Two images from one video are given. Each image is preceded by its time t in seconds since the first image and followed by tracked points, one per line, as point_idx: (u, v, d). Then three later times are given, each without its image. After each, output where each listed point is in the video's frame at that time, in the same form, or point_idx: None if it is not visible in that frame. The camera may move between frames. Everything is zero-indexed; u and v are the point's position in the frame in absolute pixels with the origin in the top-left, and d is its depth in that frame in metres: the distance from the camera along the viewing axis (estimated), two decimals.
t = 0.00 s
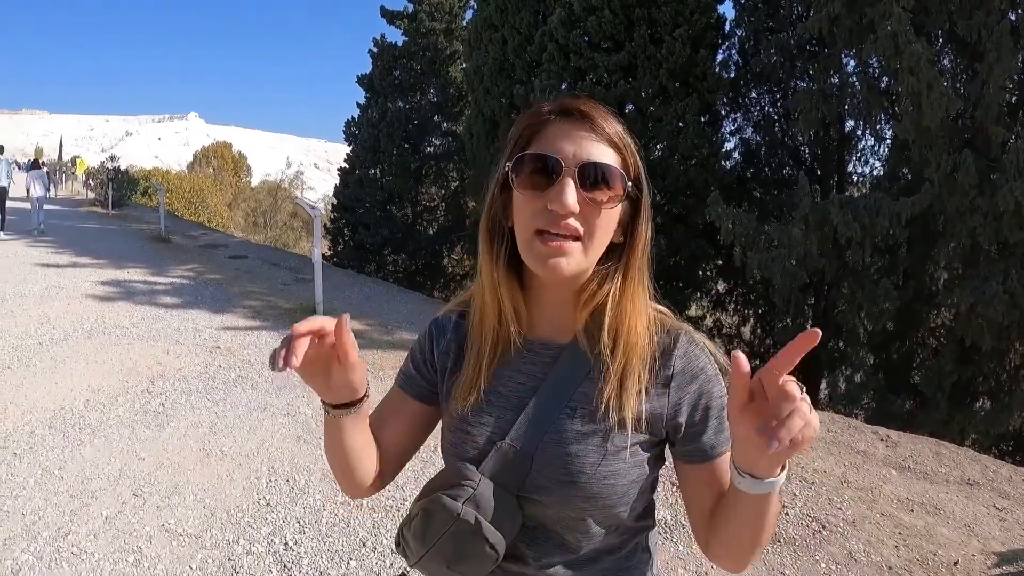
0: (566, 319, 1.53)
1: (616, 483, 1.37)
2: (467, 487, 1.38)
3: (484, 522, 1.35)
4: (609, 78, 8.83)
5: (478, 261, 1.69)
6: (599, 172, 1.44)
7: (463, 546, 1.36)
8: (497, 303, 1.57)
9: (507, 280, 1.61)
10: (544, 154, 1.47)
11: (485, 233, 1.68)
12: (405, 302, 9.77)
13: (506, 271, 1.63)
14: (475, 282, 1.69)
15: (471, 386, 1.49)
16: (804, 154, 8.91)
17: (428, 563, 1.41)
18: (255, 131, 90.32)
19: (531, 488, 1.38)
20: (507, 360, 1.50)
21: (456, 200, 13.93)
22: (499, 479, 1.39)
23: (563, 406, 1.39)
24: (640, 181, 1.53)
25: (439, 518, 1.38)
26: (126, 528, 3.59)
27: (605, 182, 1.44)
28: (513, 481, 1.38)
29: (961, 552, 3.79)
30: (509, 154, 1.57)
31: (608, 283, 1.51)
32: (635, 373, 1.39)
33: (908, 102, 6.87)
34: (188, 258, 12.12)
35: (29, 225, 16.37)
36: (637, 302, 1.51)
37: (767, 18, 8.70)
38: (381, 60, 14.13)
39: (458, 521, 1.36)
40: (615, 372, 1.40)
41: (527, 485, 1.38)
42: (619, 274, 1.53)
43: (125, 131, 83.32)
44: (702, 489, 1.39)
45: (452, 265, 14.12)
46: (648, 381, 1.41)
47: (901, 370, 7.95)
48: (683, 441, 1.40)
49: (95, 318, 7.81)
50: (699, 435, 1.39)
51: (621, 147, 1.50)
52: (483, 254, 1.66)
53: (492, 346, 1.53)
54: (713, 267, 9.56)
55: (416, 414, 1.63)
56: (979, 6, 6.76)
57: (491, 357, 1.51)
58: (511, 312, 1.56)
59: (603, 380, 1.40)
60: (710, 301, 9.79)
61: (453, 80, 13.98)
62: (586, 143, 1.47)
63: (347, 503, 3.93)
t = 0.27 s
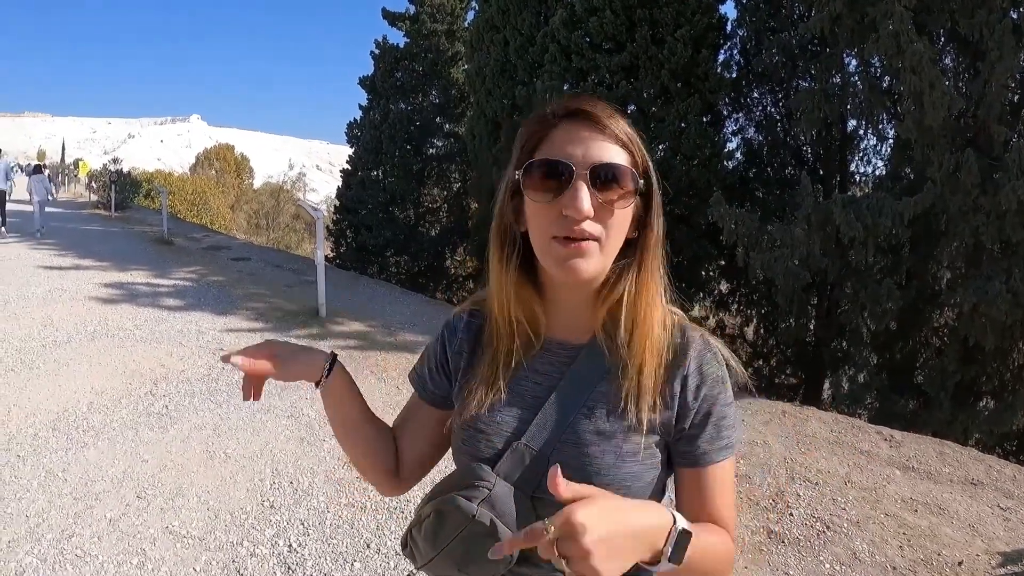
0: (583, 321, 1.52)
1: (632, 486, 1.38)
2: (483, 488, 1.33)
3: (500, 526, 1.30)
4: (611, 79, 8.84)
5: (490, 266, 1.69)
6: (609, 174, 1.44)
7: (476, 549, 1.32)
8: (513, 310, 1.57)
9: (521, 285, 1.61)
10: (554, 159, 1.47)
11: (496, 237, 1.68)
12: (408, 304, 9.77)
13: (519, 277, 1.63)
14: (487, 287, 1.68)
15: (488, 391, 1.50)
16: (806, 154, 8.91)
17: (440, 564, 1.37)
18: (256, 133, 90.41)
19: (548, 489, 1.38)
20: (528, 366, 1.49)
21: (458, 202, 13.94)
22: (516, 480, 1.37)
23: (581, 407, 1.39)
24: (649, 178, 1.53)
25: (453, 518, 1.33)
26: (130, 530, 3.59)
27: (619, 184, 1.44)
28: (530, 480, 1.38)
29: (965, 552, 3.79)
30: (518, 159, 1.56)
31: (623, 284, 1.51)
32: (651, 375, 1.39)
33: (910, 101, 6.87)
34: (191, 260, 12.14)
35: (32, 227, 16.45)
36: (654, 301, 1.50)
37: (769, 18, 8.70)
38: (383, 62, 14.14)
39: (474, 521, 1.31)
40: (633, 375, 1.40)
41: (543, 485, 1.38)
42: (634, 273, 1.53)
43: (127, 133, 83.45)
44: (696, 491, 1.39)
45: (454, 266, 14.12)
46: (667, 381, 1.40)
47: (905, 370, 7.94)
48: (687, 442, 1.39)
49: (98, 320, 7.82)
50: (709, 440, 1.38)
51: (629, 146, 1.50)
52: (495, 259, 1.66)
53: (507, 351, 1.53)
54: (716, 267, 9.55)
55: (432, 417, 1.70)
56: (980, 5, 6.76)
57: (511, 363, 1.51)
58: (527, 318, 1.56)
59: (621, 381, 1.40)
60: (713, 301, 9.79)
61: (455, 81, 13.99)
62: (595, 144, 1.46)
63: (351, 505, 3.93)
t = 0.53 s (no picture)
0: (580, 321, 1.50)
1: (614, 494, 1.34)
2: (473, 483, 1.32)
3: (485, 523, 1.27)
4: (611, 78, 8.83)
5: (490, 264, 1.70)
6: (614, 177, 1.43)
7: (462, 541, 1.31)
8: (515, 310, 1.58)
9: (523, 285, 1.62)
10: (559, 159, 1.46)
11: (497, 236, 1.68)
12: (408, 303, 9.77)
13: (521, 276, 1.64)
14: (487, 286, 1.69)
15: (489, 392, 1.53)
16: (806, 152, 8.91)
17: (428, 552, 1.37)
18: (256, 132, 90.41)
19: (533, 490, 1.38)
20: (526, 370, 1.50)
21: (458, 201, 13.94)
22: (501, 479, 1.39)
23: (566, 411, 1.38)
24: (656, 179, 1.50)
25: (439, 510, 1.30)
26: (130, 530, 3.59)
27: (626, 187, 1.43)
28: (514, 481, 1.38)
29: (965, 550, 3.78)
30: (520, 158, 1.55)
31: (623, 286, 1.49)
32: (645, 380, 1.36)
33: (910, 100, 6.87)
34: (191, 260, 12.13)
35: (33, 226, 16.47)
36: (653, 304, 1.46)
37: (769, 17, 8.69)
38: (383, 61, 14.13)
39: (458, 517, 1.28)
40: (625, 383, 1.36)
41: (528, 487, 1.38)
42: (635, 275, 1.49)
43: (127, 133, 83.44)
44: (674, 502, 1.33)
45: (454, 265, 14.11)
46: (658, 390, 1.35)
47: (905, 368, 7.94)
48: (670, 450, 1.34)
49: (99, 320, 7.82)
50: (697, 448, 1.31)
51: (637, 147, 1.48)
52: (497, 258, 1.66)
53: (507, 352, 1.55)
54: (715, 266, 9.55)
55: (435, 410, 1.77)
56: (980, 3, 6.75)
57: (510, 364, 1.53)
58: (527, 318, 1.56)
59: (613, 385, 1.38)
60: (713, 300, 9.78)
61: (455, 80, 13.98)
62: (602, 145, 1.45)
63: (352, 505, 3.93)
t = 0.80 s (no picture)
0: (579, 323, 1.50)
1: (612, 497, 1.34)
2: (466, 482, 1.39)
3: (480, 521, 1.35)
4: (611, 79, 8.84)
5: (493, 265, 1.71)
6: (612, 177, 1.43)
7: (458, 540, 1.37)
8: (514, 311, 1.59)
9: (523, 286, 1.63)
10: (558, 159, 1.47)
11: (499, 236, 1.69)
12: (409, 305, 9.77)
13: (521, 276, 1.65)
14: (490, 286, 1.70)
15: (486, 392, 1.54)
16: (807, 154, 8.91)
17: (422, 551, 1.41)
18: (256, 134, 90.51)
19: (532, 490, 1.39)
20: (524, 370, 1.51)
21: (458, 202, 13.94)
22: (500, 479, 1.39)
23: (565, 412, 1.38)
24: (657, 182, 1.49)
25: (435, 510, 1.37)
26: (131, 531, 3.59)
27: (623, 188, 1.43)
28: (513, 481, 1.39)
29: (966, 551, 3.78)
30: (520, 158, 1.56)
31: (623, 288, 1.48)
32: (643, 385, 1.35)
33: (910, 100, 6.87)
34: (192, 261, 12.14)
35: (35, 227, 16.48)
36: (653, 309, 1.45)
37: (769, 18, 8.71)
38: (383, 63, 14.15)
39: (455, 515, 1.35)
40: (622, 388, 1.36)
41: (527, 487, 1.38)
42: (637, 279, 1.48)
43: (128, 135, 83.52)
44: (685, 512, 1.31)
45: (455, 267, 14.11)
46: (655, 396, 1.35)
47: (906, 369, 7.93)
48: (673, 458, 1.32)
49: (99, 322, 7.83)
50: (698, 456, 1.30)
51: (638, 148, 1.47)
52: (498, 258, 1.68)
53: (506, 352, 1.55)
54: (716, 268, 9.55)
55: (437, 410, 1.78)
56: (980, 4, 6.76)
57: (509, 365, 1.54)
58: (526, 319, 1.57)
59: (611, 389, 1.38)
60: (713, 302, 9.78)
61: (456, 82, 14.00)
62: (600, 145, 1.45)
63: (353, 506, 3.93)
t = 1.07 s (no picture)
0: (580, 324, 1.50)
1: (620, 499, 1.34)
2: (471, 490, 1.41)
3: (484, 529, 1.38)
4: (609, 81, 8.85)
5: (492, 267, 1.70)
6: (610, 177, 1.43)
7: (463, 547, 1.40)
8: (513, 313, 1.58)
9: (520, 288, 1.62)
10: (555, 160, 1.47)
11: (498, 238, 1.69)
12: (409, 309, 9.77)
13: (520, 278, 1.65)
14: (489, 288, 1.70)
15: (486, 394, 1.53)
16: (805, 154, 8.92)
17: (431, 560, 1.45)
18: (255, 140, 90.58)
19: (538, 495, 1.38)
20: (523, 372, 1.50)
21: (458, 206, 13.95)
22: (505, 485, 1.39)
23: (571, 414, 1.38)
24: (656, 183, 1.49)
25: (441, 518, 1.41)
26: (133, 538, 3.59)
27: (620, 187, 1.43)
28: (519, 486, 1.38)
29: (970, 550, 3.78)
30: (518, 159, 1.57)
31: (623, 288, 1.48)
32: (646, 384, 1.35)
33: (908, 100, 6.88)
34: (191, 267, 12.14)
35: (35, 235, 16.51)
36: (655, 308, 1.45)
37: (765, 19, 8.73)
38: (381, 67, 14.17)
39: (459, 523, 1.39)
40: (625, 388, 1.36)
41: (534, 490, 1.38)
42: (638, 279, 1.48)
43: (126, 142, 83.61)
44: (709, 509, 1.33)
45: (455, 270, 14.11)
46: (658, 395, 1.35)
47: (907, 368, 7.92)
48: (694, 460, 1.33)
49: (99, 329, 7.83)
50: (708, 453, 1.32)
51: (636, 149, 1.48)
52: (497, 260, 1.67)
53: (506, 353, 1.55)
54: (716, 269, 9.56)
55: (430, 416, 1.76)
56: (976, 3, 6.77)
57: (507, 367, 1.53)
58: (526, 321, 1.56)
59: (613, 389, 1.37)
60: (714, 303, 9.78)
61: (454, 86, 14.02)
62: (598, 147, 1.46)
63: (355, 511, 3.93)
